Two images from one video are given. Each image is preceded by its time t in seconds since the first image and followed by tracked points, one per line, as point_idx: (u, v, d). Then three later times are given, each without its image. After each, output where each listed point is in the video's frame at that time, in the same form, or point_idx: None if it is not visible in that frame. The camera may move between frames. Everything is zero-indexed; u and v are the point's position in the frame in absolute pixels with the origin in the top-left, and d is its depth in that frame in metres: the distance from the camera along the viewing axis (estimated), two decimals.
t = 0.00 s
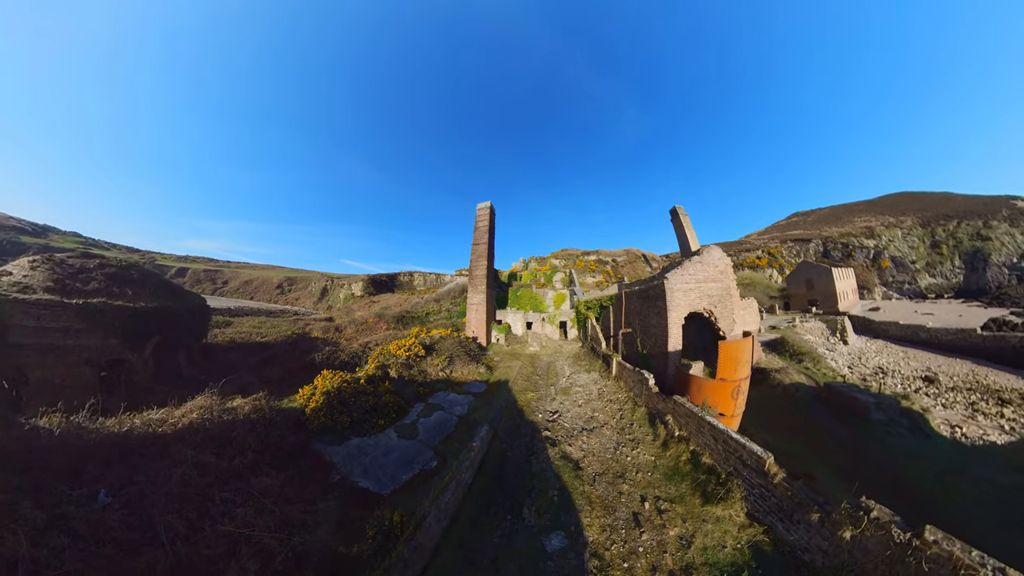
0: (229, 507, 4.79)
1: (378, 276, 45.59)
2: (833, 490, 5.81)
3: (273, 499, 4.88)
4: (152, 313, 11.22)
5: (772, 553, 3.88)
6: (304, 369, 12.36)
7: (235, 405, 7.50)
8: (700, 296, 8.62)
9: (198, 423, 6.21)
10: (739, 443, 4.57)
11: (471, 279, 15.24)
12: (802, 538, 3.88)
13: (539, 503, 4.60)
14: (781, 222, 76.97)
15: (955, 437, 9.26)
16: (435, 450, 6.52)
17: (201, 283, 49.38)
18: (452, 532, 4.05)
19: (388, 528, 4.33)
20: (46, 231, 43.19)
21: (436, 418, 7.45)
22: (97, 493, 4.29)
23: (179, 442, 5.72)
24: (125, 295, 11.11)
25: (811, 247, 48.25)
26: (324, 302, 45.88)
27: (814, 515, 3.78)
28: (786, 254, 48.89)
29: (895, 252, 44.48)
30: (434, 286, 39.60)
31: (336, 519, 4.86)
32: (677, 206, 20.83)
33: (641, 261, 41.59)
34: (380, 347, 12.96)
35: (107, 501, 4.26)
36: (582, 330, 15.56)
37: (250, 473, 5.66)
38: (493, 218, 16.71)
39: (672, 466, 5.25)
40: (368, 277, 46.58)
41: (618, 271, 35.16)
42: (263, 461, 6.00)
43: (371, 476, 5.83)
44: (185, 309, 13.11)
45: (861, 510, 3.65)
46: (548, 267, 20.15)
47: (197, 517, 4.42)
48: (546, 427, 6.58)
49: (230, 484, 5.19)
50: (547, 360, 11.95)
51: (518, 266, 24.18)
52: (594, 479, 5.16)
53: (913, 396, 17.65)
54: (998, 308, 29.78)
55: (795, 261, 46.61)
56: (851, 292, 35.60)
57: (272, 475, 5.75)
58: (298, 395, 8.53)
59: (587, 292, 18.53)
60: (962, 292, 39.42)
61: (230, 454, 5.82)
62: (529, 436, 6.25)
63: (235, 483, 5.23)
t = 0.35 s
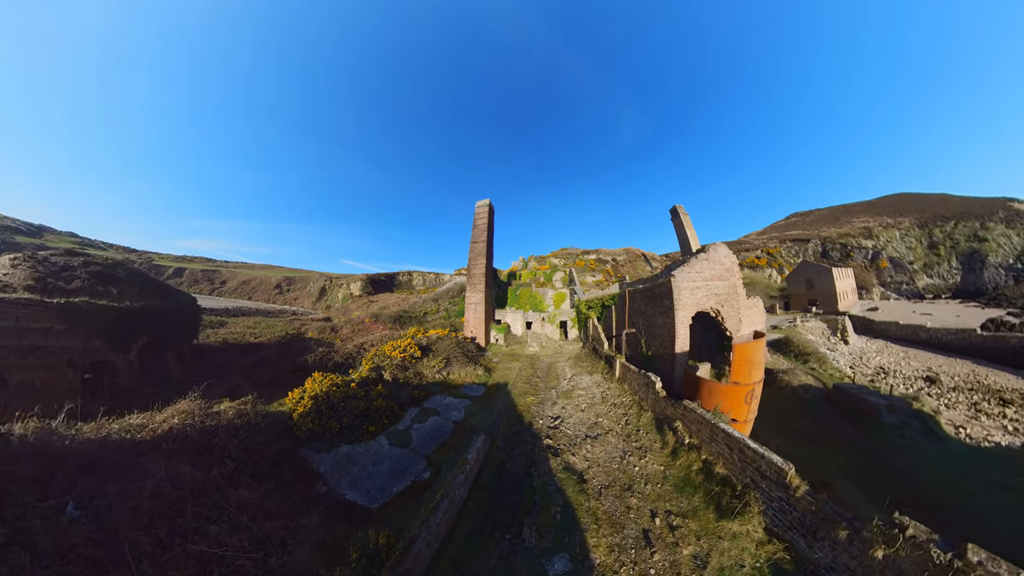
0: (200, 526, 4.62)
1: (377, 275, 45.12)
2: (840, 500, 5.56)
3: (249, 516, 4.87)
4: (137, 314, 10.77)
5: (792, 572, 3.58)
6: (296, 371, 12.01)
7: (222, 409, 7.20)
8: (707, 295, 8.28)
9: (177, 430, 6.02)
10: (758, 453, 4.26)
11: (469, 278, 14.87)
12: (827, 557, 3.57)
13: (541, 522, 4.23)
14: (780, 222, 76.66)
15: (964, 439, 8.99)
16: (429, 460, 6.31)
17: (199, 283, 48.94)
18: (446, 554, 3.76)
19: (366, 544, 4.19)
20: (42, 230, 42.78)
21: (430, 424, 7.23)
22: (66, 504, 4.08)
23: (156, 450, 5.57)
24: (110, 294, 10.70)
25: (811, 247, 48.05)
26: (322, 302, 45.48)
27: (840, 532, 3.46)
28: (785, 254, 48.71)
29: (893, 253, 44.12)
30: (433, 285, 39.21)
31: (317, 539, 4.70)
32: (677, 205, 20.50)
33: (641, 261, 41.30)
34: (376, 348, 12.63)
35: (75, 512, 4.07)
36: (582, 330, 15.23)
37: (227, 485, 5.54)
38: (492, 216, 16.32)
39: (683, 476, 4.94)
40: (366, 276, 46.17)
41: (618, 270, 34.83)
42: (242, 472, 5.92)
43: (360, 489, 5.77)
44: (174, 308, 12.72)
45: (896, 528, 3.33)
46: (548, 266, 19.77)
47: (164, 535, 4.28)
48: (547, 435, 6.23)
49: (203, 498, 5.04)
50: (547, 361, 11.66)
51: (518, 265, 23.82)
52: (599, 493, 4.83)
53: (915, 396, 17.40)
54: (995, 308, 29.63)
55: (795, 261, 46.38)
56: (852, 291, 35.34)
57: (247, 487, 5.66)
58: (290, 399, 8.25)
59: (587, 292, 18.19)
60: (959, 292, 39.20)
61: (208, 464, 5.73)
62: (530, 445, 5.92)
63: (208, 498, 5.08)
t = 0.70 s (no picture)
0: (177, 538, 4.44)
1: (376, 275, 44.77)
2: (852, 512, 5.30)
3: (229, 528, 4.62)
4: (122, 313, 10.41)
5: None
6: (288, 372, 11.70)
7: (209, 414, 6.92)
8: (712, 295, 8.01)
9: (158, 437, 5.90)
10: (771, 465, 3.99)
11: (466, 277, 14.57)
12: None
13: (538, 540, 3.95)
14: (779, 223, 76.58)
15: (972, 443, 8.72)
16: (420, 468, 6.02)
17: (197, 283, 48.53)
18: None
19: (347, 559, 4.00)
20: (37, 230, 42.37)
21: (422, 430, 6.95)
22: (38, 517, 4.18)
23: (136, 458, 5.42)
24: (95, 293, 10.34)
25: (809, 247, 47.97)
26: (320, 301, 45.15)
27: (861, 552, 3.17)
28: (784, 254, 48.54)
29: (891, 253, 44.03)
30: (431, 285, 38.89)
31: (299, 554, 4.44)
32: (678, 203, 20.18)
33: (640, 260, 41.08)
34: (370, 348, 12.34)
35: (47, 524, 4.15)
36: (581, 330, 14.96)
37: (208, 495, 5.26)
38: (490, 214, 16.01)
39: (689, 487, 4.67)
40: (364, 275, 45.82)
41: (618, 269, 34.56)
42: (224, 480, 5.62)
43: (346, 499, 5.52)
44: (163, 308, 12.38)
45: (920, 550, 3.15)
46: (547, 265, 19.46)
47: (138, 549, 4.11)
48: (545, 442, 5.93)
49: (181, 509, 4.85)
50: (545, 362, 11.42)
51: (517, 265, 23.51)
52: (600, 506, 4.55)
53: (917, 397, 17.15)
54: (990, 309, 29.59)
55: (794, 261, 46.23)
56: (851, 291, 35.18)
57: (229, 497, 5.37)
58: (280, 403, 7.97)
59: (587, 291, 17.92)
60: (954, 293, 39.06)
61: (188, 473, 5.43)
62: (527, 454, 5.62)
63: (188, 508, 4.89)
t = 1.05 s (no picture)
0: (148, 550, 4.14)
1: (373, 274, 44.34)
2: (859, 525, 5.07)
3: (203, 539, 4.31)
4: (108, 313, 10.04)
5: None
6: (279, 374, 11.34)
7: (192, 416, 6.59)
8: (716, 294, 7.72)
9: (140, 440, 5.54)
10: (786, 479, 3.74)
11: (463, 276, 14.23)
12: None
13: (532, 559, 3.64)
14: (777, 223, 76.47)
15: (980, 447, 8.46)
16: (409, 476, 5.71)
17: (193, 283, 47.98)
18: None
19: None
20: (31, 228, 41.82)
21: (414, 435, 6.64)
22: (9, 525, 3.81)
23: (112, 463, 5.09)
24: (81, 293, 10.04)
25: (807, 248, 47.84)
26: (317, 301, 44.74)
27: None
28: (783, 254, 48.36)
29: (888, 254, 43.89)
30: (429, 284, 38.53)
31: (277, 569, 4.13)
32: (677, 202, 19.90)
33: (640, 260, 40.80)
34: (364, 349, 12.02)
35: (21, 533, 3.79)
36: (580, 330, 14.68)
37: (186, 504, 4.95)
38: (487, 212, 15.68)
39: (695, 501, 4.40)
40: (361, 275, 45.40)
41: (617, 269, 34.28)
42: (204, 488, 5.30)
43: (332, 509, 5.20)
44: (151, 307, 11.99)
45: None
46: (546, 265, 19.15)
47: (106, 562, 3.81)
48: (541, 451, 5.61)
49: (155, 518, 4.53)
50: (543, 363, 11.15)
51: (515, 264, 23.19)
52: (599, 522, 4.24)
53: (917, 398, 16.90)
54: (987, 310, 29.45)
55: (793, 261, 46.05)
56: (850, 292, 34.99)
57: (207, 505, 5.06)
58: (267, 406, 7.64)
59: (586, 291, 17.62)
60: (952, 293, 38.86)
61: (166, 480, 5.10)
62: (521, 464, 5.32)
63: (162, 517, 4.57)
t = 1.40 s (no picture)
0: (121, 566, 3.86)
1: (372, 275, 44.01)
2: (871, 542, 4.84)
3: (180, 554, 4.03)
4: (95, 315, 9.72)
5: None
6: (271, 376, 11.03)
7: (177, 421, 6.29)
8: (722, 294, 7.45)
9: (123, 446, 5.20)
10: (802, 498, 3.58)
11: (461, 276, 13.94)
12: None
13: None
14: (777, 224, 76.17)
15: (988, 451, 8.21)
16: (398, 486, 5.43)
17: (192, 283, 47.61)
18: None
19: None
20: (27, 229, 41.44)
21: (406, 441, 6.36)
22: None
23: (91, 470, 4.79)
24: (69, 294, 9.76)
25: (806, 248, 47.59)
26: (315, 301, 44.42)
27: None
28: (783, 254, 48.13)
29: (887, 254, 43.66)
30: (428, 284, 38.23)
31: None
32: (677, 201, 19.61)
33: (639, 260, 40.52)
34: (359, 351, 11.72)
35: None
36: (580, 331, 14.40)
37: (166, 514, 4.63)
38: (485, 211, 15.40)
39: (702, 517, 4.20)
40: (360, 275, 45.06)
41: (617, 269, 33.96)
42: (186, 497, 5.00)
43: (318, 519, 4.90)
44: (139, 309, 11.62)
45: None
46: (544, 265, 18.87)
47: None
48: (538, 461, 5.31)
49: (133, 530, 4.22)
50: (542, 365, 10.88)
51: (513, 264, 22.89)
52: (598, 540, 3.96)
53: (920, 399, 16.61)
54: (986, 310, 29.25)
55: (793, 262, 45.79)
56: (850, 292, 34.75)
57: (189, 516, 4.75)
58: (256, 410, 7.33)
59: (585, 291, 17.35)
60: (950, 293, 38.69)
61: (147, 489, 4.78)
62: (516, 476, 5.05)
63: (140, 529, 4.26)
